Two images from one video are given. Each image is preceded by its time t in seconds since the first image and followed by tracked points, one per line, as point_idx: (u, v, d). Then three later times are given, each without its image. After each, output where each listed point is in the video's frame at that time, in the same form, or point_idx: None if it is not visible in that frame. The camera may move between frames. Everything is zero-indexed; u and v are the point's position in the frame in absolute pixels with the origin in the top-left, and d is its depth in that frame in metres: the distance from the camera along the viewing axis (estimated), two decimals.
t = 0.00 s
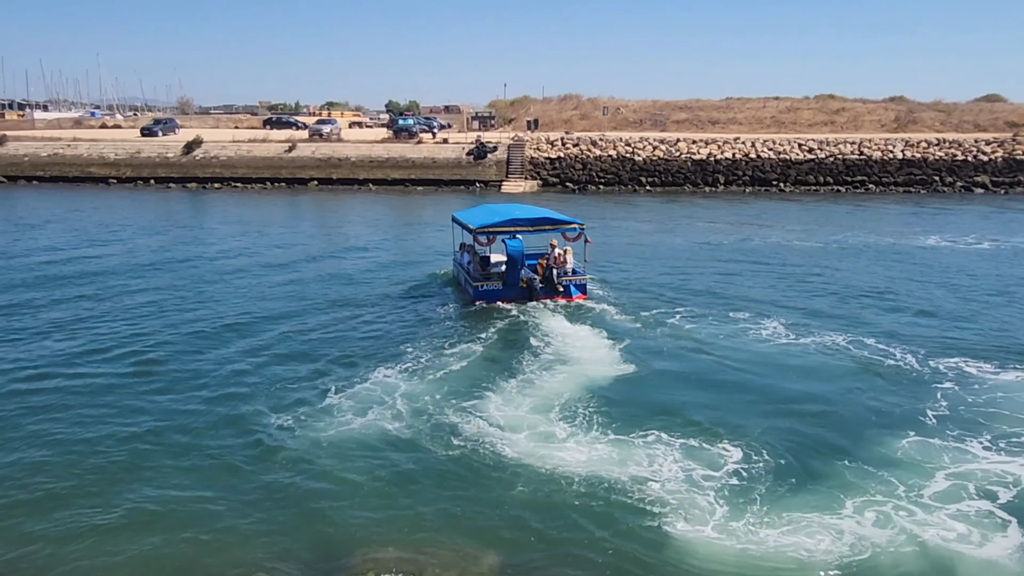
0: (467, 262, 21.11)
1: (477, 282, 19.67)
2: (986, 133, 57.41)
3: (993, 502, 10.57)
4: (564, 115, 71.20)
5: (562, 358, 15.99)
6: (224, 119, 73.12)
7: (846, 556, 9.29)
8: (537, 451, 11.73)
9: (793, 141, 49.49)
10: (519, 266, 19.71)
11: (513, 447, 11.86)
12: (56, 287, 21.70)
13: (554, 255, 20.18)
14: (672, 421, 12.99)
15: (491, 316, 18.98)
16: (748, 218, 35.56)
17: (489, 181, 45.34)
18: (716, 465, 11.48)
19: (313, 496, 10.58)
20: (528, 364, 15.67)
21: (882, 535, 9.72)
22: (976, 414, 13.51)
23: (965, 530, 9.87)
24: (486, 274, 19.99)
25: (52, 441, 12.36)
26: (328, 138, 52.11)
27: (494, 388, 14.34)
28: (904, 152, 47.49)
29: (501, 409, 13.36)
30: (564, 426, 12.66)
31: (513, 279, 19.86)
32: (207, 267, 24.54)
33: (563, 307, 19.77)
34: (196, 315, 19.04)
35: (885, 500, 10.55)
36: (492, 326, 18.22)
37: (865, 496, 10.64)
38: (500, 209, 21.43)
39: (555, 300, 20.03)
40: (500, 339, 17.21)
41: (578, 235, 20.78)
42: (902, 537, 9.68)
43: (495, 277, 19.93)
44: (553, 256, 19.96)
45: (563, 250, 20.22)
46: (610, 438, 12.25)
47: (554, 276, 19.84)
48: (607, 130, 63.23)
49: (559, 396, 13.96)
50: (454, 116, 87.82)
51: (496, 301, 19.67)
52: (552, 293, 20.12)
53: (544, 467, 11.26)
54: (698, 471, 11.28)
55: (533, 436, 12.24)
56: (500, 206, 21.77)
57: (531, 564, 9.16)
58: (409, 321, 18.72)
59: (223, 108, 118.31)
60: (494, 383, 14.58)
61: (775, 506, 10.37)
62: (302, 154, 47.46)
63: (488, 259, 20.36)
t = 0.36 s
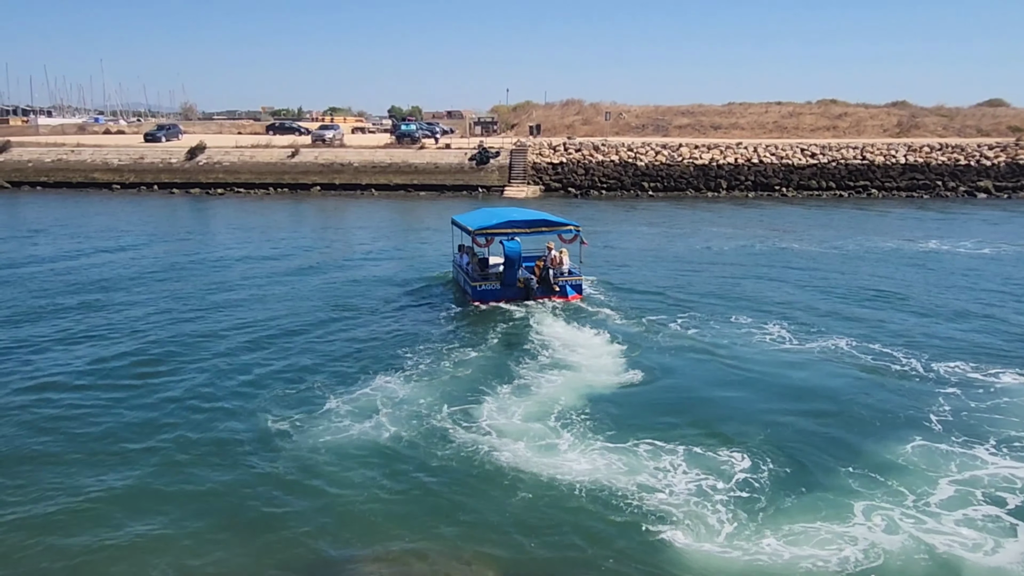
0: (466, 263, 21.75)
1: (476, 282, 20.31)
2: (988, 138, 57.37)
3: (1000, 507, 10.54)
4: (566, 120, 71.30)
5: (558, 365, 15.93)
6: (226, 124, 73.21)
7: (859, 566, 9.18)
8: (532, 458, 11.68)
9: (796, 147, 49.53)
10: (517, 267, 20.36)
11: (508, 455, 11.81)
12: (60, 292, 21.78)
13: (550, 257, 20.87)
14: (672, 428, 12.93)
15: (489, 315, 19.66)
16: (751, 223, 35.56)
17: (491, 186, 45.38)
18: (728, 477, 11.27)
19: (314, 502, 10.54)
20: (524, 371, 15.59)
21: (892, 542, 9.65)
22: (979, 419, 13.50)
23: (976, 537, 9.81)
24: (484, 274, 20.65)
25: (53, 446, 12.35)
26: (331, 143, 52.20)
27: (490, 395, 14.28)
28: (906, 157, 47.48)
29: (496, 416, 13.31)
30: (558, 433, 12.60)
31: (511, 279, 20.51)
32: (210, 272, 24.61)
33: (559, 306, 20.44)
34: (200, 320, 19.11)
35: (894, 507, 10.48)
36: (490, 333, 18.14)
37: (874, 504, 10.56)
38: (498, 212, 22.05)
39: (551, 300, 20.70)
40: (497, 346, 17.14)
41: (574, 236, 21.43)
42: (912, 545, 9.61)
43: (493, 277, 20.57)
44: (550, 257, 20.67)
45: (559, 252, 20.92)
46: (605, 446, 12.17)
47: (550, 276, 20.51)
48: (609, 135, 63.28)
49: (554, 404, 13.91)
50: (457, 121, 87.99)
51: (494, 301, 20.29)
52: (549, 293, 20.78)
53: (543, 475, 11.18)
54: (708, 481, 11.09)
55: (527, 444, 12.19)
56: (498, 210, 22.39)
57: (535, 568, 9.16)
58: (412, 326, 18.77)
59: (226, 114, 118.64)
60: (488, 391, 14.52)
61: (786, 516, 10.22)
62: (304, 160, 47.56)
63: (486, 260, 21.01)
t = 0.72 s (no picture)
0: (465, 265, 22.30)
1: (475, 283, 20.86)
2: (992, 143, 57.31)
3: (1007, 514, 10.51)
4: (569, 125, 71.37)
5: (557, 371, 15.84)
6: (229, 130, 73.35)
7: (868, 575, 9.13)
8: (528, 468, 11.60)
9: (798, 151, 49.54)
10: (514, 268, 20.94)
11: (505, 465, 11.73)
12: (64, 297, 21.84)
13: (546, 258, 21.45)
14: (669, 434, 12.88)
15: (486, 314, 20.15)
16: (755, 228, 35.53)
17: (494, 191, 45.41)
18: (736, 488, 11.11)
19: (315, 506, 10.59)
20: (521, 377, 15.53)
21: (903, 552, 9.59)
22: (983, 423, 13.51)
23: (986, 543, 9.81)
24: (482, 275, 21.21)
25: (55, 452, 12.38)
26: (334, 148, 52.28)
27: (485, 402, 14.23)
28: (909, 162, 47.46)
29: (491, 424, 13.24)
30: (553, 442, 12.51)
31: (508, 280, 21.08)
32: (212, 277, 24.65)
33: (556, 306, 21.04)
34: (203, 326, 19.16)
35: (903, 514, 10.45)
36: (487, 339, 18.05)
37: (883, 512, 10.50)
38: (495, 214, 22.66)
39: (548, 300, 21.28)
40: (494, 353, 17.05)
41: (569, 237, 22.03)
42: (925, 553, 9.57)
43: (491, 278, 21.13)
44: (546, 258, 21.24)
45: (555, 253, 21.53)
46: (600, 456, 12.08)
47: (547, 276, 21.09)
48: (612, 140, 63.32)
49: (551, 410, 13.85)
50: (460, 126, 88.17)
51: (492, 301, 20.85)
52: (545, 292, 21.36)
53: (542, 484, 11.14)
54: (715, 494, 10.93)
55: (523, 454, 12.09)
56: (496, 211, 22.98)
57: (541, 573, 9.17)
58: (414, 331, 18.81)
59: (229, 120, 118.85)
60: (484, 397, 14.45)
61: (798, 528, 10.09)
62: (307, 165, 47.63)
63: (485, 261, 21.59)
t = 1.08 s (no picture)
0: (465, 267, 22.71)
1: (473, 284, 21.23)
2: (995, 147, 57.22)
3: (1015, 521, 10.46)
4: (572, 130, 71.45)
5: (555, 377, 15.75)
6: (233, 135, 73.48)
7: None
8: (524, 473, 11.51)
9: (801, 156, 49.54)
10: (512, 269, 21.32)
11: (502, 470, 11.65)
12: (67, 301, 21.89)
13: (543, 260, 21.82)
14: (669, 439, 12.82)
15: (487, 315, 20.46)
16: (758, 233, 35.51)
17: (497, 196, 45.42)
18: (741, 495, 11.03)
19: (319, 509, 10.61)
20: (519, 383, 15.46)
21: (914, 559, 9.54)
22: (989, 428, 13.47)
23: (996, 550, 9.78)
24: (481, 277, 21.57)
25: (56, 454, 12.40)
26: (337, 153, 52.37)
27: (482, 408, 14.15)
28: (912, 167, 47.44)
29: (488, 430, 13.15)
30: (549, 447, 12.44)
31: (506, 281, 21.45)
32: (215, 281, 24.70)
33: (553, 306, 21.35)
34: (206, 329, 19.21)
35: (910, 520, 10.40)
36: (488, 345, 17.98)
37: (892, 520, 10.42)
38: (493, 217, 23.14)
39: (545, 301, 21.63)
40: (492, 359, 16.95)
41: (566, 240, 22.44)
42: (934, 561, 9.52)
43: (489, 279, 21.49)
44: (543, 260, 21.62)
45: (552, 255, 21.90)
46: (599, 461, 12.00)
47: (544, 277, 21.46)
48: (615, 145, 63.38)
49: (550, 416, 13.77)
50: (462, 131, 88.28)
51: (491, 301, 21.21)
52: (543, 294, 21.71)
53: (544, 488, 11.11)
54: (723, 503, 10.78)
55: (519, 459, 12.01)
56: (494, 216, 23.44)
57: None
58: (417, 334, 18.82)
59: (233, 125, 119.04)
60: (480, 404, 14.36)
61: (808, 538, 9.96)
62: (310, 169, 47.74)
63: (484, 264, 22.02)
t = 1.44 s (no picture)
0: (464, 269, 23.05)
1: (473, 285, 21.55)
2: (999, 152, 57.13)
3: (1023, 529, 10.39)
4: (575, 134, 71.51)
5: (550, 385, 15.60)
6: (237, 139, 73.65)
7: None
8: (518, 480, 11.43)
9: (804, 161, 49.51)
10: (511, 270, 21.64)
11: (498, 477, 11.55)
12: (71, 306, 21.93)
13: (542, 261, 22.12)
14: (667, 445, 12.76)
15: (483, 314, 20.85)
16: (761, 237, 35.45)
17: (500, 201, 45.42)
18: (746, 502, 10.97)
19: (321, 515, 10.60)
20: (519, 389, 15.41)
21: (922, 569, 9.47)
22: (994, 434, 13.42)
23: (1004, 557, 9.77)
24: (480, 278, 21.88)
25: (56, 461, 12.40)
26: (340, 157, 52.44)
27: (481, 413, 14.10)
28: (916, 171, 47.36)
29: (482, 436, 13.04)
30: (541, 454, 12.33)
31: (506, 282, 21.76)
32: (219, 286, 24.72)
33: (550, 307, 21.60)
34: (209, 334, 19.24)
35: (917, 529, 10.33)
36: (489, 349, 17.94)
37: (897, 526, 10.40)
38: (493, 221, 23.50)
39: (544, 302, 21.91)
40: (489, 365, 16.81)
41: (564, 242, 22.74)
42: (943, 568, 9.50)
43: (488, 281, 21.79)
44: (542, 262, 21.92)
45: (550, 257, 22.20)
46: (596, 468, 11.92)
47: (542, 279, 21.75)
48: (618, 149, 63.40)
49: (550, 422, 13.71)
50: (465, 136, 88.34)
51: (490, 302, 21.52)
52: (541, 295, 22.01)
53: (547, 494, 11.07)
54: (732, 512, 10.65)
55: (513, 466, 11.91)
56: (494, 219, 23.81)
57: None
58: (419, 338, 18.81)
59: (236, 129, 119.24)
60: (473, 410, 14.25)
61: (822, 548, 9.86)
62: (314, 173, 47.80)
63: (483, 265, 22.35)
